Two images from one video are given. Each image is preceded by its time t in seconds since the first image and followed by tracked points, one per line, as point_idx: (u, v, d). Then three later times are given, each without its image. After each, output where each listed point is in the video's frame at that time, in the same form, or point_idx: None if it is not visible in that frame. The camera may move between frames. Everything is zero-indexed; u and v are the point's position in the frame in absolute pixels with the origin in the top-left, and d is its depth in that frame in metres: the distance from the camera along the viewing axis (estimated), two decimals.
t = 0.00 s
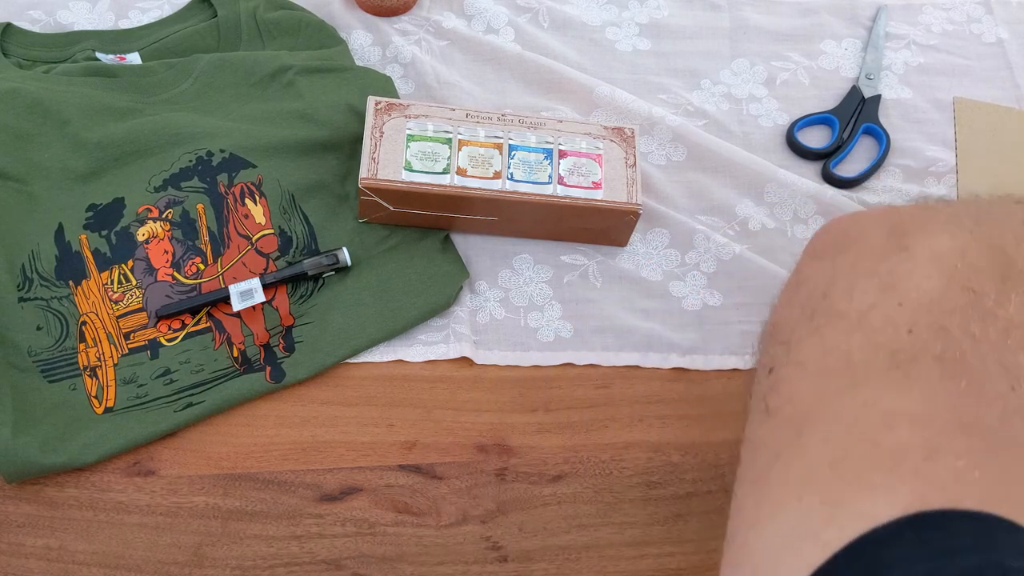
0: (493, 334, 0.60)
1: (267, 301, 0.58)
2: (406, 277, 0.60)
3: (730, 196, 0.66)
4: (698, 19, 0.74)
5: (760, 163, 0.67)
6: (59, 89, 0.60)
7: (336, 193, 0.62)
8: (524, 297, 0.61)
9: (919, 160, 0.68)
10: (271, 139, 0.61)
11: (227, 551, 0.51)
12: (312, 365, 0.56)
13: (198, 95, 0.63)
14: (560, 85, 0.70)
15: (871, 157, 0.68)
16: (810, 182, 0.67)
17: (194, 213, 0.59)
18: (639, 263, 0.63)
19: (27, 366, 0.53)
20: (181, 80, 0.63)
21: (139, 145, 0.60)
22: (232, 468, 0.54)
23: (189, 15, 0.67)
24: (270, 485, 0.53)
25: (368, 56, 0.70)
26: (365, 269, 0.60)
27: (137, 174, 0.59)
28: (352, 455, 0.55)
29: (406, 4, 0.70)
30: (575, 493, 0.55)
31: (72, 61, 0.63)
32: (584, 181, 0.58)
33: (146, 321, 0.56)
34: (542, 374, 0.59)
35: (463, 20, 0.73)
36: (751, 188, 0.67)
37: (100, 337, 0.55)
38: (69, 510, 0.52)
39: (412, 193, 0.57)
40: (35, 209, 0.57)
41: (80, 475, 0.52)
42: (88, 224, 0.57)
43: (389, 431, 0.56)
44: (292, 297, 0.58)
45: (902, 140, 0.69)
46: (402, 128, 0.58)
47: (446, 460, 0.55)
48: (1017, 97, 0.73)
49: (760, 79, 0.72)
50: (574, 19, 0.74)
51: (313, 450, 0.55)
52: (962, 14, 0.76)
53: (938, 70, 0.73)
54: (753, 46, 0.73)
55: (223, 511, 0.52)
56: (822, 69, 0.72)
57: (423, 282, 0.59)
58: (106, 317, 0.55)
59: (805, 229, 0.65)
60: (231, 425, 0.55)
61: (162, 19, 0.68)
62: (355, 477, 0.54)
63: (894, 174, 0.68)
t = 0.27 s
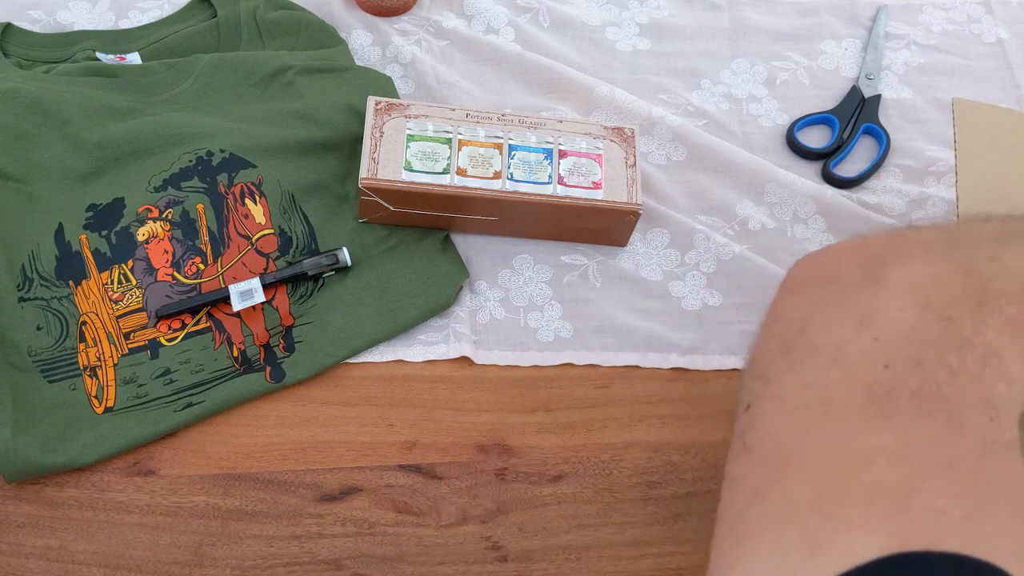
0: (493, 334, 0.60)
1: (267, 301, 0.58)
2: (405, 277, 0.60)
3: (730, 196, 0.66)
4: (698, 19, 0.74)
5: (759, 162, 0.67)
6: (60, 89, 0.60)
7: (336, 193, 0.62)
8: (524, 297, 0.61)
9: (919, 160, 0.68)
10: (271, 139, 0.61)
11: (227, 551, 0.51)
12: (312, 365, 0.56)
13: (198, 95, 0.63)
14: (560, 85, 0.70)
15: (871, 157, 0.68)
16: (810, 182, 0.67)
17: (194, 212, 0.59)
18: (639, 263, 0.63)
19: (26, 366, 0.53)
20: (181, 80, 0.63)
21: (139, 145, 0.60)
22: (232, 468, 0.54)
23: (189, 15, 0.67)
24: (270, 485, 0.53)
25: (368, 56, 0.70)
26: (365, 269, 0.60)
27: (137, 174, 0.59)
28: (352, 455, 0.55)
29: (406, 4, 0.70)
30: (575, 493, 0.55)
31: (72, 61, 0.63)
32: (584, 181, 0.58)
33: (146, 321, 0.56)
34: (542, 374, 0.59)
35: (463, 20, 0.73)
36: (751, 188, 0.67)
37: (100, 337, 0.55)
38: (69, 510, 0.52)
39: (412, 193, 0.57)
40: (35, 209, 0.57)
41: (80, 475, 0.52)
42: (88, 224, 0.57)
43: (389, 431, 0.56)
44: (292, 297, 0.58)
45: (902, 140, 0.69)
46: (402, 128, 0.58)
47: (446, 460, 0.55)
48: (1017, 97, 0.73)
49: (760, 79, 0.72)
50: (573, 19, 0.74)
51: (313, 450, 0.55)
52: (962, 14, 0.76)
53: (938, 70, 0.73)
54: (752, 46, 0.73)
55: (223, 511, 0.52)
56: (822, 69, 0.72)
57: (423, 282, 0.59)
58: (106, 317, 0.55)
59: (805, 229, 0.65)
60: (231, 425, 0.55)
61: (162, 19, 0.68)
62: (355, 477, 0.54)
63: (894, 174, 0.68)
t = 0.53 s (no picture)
0: (493, 334, 0.60)
1: (267, 301, 0.58)
2: (405, 277, 0.60)
3: (730, 196, 0.66)
4: (698, 19, 0.74)
5: (759, 162, 0.67)
6: (60, 89, 0.60)
7: (336, 193, 0.62)
8: (524, 297, 0.61)
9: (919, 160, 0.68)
10: (271, 139, 0.61)
11: (227, 551, 0.51)
12: (312, 365, 0.56)
13: (198, 94, 0.63)
14: (560, 85, 0.70)
15: (871, 158, 0.68)
16: (810, 182, 0.67)
17: (194, 213, 0.59)
18: (638, 263, 0.63)
19: (26, 366, 0.53)
20: (181, 79, 0.63)
21: (139, 145, 0.60)
22: (232, 468, 0.54)
23: (188, 15, 0.67)
24: (269, 484, 0.53)
25: (368, 56, 0.70)
26: (365, 269, 0.60)
27: (137, 174, 0.59)
28: (352, 455, 0.55)
29: (406, 4, 0.70)
30: (575, 493, 0.55)
31: (72, 61, 0.63)
32: (584, 181, 0.58)
33: (146, 321, 0.56)
34: (542, 374, 0.59)
35: (463, 20, 0.73)
36: (751, 188, 0.67)
37: (100, 337, 0.55)
38: (69, 509, 0.52)
39: (413, 193, 0.57)
40: (35, 209, 0.57)
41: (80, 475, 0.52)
42: (88, 224, 0.57)
43: (389, 431, 0.56)
44: (292, 297, 0.58)
45: (902, 140, 0.69)
46: (402, 128, 0.58)
47: (447, 460, 0.55)
48: (1017, 97, 0.73)
49: (760, 79, 0.72)
50: (574, 19, 0.74)
51: (313, 450, 0.55)
52: (962, 14, 0.76)
53: (938, 70, 0.73)
54: (752, 46, 0.73)
55: (222, 510, 0.52)
56: (822, 69, 0.72)
57: (423, 282, 0.59)
58: (106, 317, 0.55)
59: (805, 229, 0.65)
60: (231, 425, 0.55)
61: (162, 19, 0.68)
62: (355, 476, 0.54)
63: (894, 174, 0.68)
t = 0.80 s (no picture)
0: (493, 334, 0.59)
1: (267, 301, 0.57)
2: (405, 277, 0.60)
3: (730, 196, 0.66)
4: (698, 19, 0.74)
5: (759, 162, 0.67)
6: (60, 88, 0.60)
7: (336, 193, 0.62)
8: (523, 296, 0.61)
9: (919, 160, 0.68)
10: (271, 140, 0.61)
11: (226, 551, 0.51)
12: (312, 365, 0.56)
13: (198, 94, 0.63)
14: (560, 85, 0.70)
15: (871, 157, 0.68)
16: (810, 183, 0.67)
17: (194, 213, 0.59)
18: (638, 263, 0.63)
19: (27, 366, 0.53)
20: (181, 79, 0.63)
21: (139, 145, 0.60)
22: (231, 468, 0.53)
23: (188, 15, 0.68)
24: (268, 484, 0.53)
25: (368, 56, 0.70)
26: (365, 269, 0.60)
27: (137, 174, 0.59)
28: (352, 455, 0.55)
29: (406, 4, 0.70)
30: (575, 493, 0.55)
31: (72, 61, 0.63)
32: (584, 181, 0.58)
33: (146, 321, 0.56)
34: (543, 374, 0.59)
35: (463, 20, 0.73)
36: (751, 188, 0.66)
37: (100, 337, 0.55)
38: (69, 509, 0.51)
39: (413, 193, 0.57)
40: (34, 209, 0.57)
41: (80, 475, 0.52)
42: (88, 224, 0.57)
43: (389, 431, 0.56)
44: (292, 297, 0.58)
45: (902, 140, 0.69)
46: (402, 128, 0.58)
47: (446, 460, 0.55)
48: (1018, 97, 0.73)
49: (760, 80, 0.72)
50: (573, 19, 0.74)
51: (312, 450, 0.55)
52: (962, 14, 0.76)
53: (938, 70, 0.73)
54: (752, 46, 0.73)
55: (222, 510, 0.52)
56: (822, 69, 0.73)
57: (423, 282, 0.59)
58: (106, 317, 0.55)
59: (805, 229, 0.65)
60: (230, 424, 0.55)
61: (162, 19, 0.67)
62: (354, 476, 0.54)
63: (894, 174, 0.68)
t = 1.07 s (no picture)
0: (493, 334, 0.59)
1: (267, 301, 0.58)
2: (405, 277, 0.59)
3: (731, 196, 0.66)
4: (698, 19, 0.74)
5: (759, 163, 0.67)
6: (59, 88, 0.60)
7: (336, 193, 0.62)
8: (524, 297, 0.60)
9: (920, 160, 0.68)
10: (272, 139, 0.61)
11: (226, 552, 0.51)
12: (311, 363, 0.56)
13: (198, 95, 0.63)
14: (560, 84, 0.70)
15: (871, 158, 0.68)
16: (810, 183, 0.67)
17: (194, 213, 0.59)
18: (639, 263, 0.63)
19: (26, 366, 0.53)
20: (180, 80, 0.63)
21: (139, 145, 0.60)
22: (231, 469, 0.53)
23: (188, 15, 0.67)
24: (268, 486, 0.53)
25: (368, 56, 0.70)
26: (365, 269, 0.60)
27: (137, 174, 0.59)
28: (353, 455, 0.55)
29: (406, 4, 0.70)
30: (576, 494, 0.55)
31: (72, 61, 0.63)
32: (584, 181, 0.58)
33: (146, 321, 0.56)
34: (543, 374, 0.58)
35: (463, 20, 0.73)
36: (751, 188, 0.66)
37: (100, 337, 0.55)
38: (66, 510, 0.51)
39: (413, 193, 0.57)
40: (34, 209, 0.57)
41: (80, 475, 0.52)
42: (88, 223, 0.57)
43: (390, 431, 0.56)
44: (293, 298, 0.58)
45: (902, 140, 0.69)
46: (402, 128, 0.58)
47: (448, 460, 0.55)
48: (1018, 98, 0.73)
49: (760, 79, 0.72)
50: (573, 19, 0.74)
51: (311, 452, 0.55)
52: (962, 14, 0.76)
53: (938, 71, 0.73)
54: (752, 46, 0.73)
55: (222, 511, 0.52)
56: (822, 69, 0.72)
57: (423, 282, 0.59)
58: (106, 317, 0.55)
59: (805, 229, 0.65)
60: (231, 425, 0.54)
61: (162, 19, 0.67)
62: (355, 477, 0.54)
63: (894, 174, 0.68)
